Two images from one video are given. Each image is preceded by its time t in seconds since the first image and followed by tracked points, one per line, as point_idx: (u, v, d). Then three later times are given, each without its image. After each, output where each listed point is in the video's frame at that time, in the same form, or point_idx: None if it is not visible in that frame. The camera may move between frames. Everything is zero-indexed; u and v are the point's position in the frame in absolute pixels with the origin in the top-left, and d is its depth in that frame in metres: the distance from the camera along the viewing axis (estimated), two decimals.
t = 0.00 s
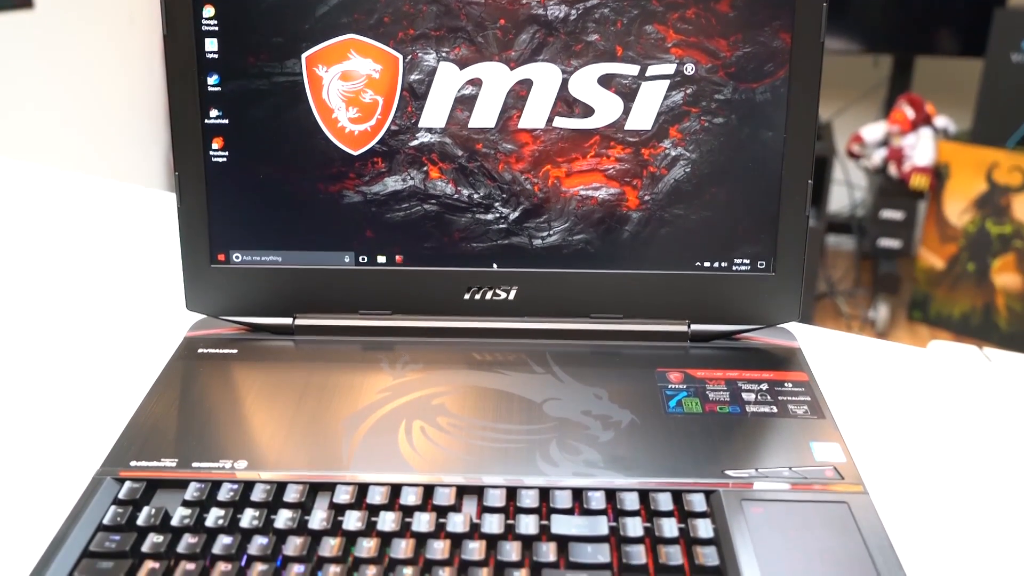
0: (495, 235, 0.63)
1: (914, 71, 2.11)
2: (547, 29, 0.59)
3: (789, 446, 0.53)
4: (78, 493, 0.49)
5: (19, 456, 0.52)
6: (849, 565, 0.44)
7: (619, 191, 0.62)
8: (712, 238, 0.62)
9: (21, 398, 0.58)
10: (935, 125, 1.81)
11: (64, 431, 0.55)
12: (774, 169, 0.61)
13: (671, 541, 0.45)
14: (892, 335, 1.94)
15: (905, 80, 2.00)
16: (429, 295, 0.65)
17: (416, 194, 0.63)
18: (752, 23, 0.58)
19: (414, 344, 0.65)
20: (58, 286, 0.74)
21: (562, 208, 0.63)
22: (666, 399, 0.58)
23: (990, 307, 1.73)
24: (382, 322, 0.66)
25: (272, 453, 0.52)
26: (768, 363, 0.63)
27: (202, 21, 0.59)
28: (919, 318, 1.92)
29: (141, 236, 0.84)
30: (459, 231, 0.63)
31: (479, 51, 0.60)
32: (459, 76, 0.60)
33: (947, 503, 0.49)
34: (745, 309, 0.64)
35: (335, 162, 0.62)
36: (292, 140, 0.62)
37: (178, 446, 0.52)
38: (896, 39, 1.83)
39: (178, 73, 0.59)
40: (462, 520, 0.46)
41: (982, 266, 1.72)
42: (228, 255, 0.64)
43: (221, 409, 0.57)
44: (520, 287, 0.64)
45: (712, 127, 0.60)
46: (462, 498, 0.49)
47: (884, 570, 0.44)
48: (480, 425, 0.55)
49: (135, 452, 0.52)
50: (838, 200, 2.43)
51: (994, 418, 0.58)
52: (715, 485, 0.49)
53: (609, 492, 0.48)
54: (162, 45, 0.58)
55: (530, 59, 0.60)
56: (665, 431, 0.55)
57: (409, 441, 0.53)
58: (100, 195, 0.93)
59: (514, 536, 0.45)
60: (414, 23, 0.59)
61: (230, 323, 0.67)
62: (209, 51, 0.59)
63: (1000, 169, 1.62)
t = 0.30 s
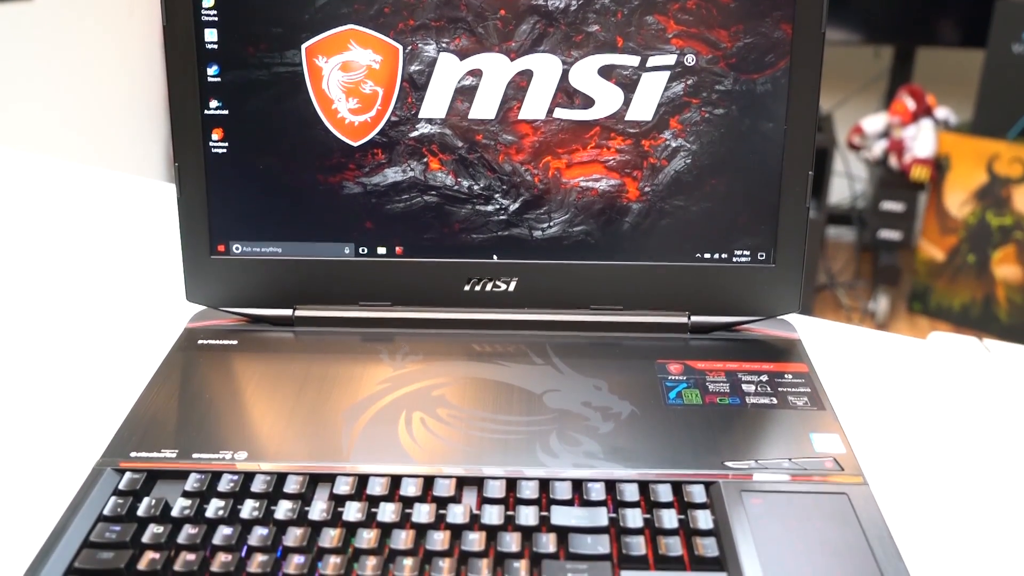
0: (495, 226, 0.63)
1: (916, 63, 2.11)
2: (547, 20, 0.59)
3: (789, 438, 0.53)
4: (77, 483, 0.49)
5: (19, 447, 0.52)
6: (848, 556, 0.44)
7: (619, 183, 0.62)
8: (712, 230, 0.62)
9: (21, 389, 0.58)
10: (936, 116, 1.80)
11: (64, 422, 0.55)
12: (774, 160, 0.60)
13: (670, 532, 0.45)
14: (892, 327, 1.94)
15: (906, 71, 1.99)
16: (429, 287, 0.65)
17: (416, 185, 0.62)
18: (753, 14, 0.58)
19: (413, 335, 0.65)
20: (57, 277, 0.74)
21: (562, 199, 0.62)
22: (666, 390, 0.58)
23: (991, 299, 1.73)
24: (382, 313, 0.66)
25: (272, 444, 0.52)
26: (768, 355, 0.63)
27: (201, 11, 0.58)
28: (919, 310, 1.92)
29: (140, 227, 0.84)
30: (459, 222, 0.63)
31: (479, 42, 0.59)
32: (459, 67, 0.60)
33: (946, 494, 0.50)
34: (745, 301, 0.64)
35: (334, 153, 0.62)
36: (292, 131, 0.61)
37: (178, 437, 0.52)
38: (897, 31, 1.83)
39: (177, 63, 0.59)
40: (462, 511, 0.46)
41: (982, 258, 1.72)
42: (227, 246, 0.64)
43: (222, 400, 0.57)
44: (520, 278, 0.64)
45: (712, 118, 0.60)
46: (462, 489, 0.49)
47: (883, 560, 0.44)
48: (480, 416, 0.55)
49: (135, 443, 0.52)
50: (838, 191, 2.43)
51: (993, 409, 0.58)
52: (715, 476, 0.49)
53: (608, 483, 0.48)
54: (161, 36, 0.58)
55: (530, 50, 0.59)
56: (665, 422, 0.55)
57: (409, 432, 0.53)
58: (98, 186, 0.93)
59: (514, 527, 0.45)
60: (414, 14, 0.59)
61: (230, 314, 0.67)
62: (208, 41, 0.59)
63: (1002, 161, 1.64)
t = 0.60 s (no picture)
0: (495, 220, 0.63)
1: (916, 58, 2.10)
2: (547, 13, 0.59)
3: (788, 432, 0.53)
4: (77, 477, 0.49)
5: (19, 441, 0.52)
6: (848, 550, 0.44)
7: (620, 177, 0.62)
8: (712, 224, 0.62)
9: (21, 383, 0.58)
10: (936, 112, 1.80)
11: (63, 416, 0.55)
12: (775, 154, 0.60)
13: (670, 526, 0.45)
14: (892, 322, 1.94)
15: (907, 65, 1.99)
16: (429, 281, 0.65)
17: (416, 179, 0.62)
18: (754, 7, 0.57)
19: (413, 330, 0.65)
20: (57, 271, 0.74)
21: (562, 193, 0.62)
22: (666, 385, 0.58)
23: (991, 294, 1.72)
24: (382, 307, 0.66)
25: (272, 438, 0.52)
26: (768, 349, 0.63)
27: (200, 4, 0.58)
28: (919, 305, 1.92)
29: (140, 220, 0.84)
30: (459, 216, 0.63)
31: (479, 35, 0.59)
32: (459, 60, 0.60)
33: (945, 490, 0.50)
34: (745, 295, 0.64)
35: (334, 146, 0.62)
36: (292, 125, 0.61)
37: (177, 430, 0.52)
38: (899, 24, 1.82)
39: (176, 56, 0.59)
40: (462, 505, 0.46)
41: (982, 254, 1.71)
42: (227, 240, 0.64)
43: (221, 394, 0.57)
44: (520, 272, 0.64)
45: (713, 112, 0.60)
46: (462, 483, 0.49)
47: (883, 554, 0.44)
48: (480, 410, 0.55)
49: (135, 437, 0.52)
50: (839, 186, 2.43)
51: (993, 405, 0.58)
52: (715, 470, 0.49)
53: (608, 477, 0.48)
54: (161, 29, 0.58)
55: (530, 44, 0.59)
56: (665, 417, 0.55)
57: (409, 426, 0.53)
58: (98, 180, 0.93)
59: (514, 521, 0.45)
60: (414, 7, 0.59)
61: (230, 308, 0.67)
62: (208, 34, 0.59)
63: (1003, 157, 1.62)
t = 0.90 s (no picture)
0: (496, 211, 0.63)
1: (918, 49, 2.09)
2: (548, 3, 0.58)
3: (789, 423, 0.53)
4: (78, 467, 0.49)
5: (20, 431, 0.52)
6: (848, 540, 0.44)
7: (621, 167, 0.62)
8: (714, 215, 0.62)
9: (21, 373, 0.58)
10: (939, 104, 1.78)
11: (63, 406, 0.55)
12: (777, 145, 0.60)
13: (671, 517, 0.45)
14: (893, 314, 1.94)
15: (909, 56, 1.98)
16: (430, 271, 0.65)
17: (416, 170, 0.62)
18: None
19: (414, 320, 0.65)
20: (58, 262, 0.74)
21: (563, 184, 0.62)
22: (667, 376, 0.58)
23: (992, 286, 1.72)
24: (383, 298, 0.66)
25: (273, 428, 0.52)
26: (768, 340, 0.63)
27: None
28: (920, 298, 1.91)
29: (140, 211, 0.84)
30: (460, 207, 0.63)
31: (480, 25, 0.59)
32: (460, 51, 0.59)
33: (945, 481, 0.50)
34: (746, 286, 0.64)
35: (335, 137, 0.62)
36: (292, 115, 0.61)
37: (178, 421, 0.53)
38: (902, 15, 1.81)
39: (176, 46, 0.59)
40: (462, 496, 0.46)
41: (982, 246, 1.71)
42: (228, 231, 0.64)
43: (222, 384, 0.57)
44: (521, 263, 0.64)
45: (714, 102, 0.60)
46: (462, 473, 0.49)
47: (883, 544, 0.44)
48: (481, 401, 0.55)
49: (136, 428, 0.52)
50: (840, 178, 2.42)
51: (993, 397, 0.58)
52: (715, 461, 0.49)
53: (608, 468, 0.48)
54: (161, 18, 0.58)
55: (532, 34, 0.59)
56: (665, 408, 0.55)
57: (410, 417, 0.53)
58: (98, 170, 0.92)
59: (514, 511, 0.45)
60: None
61: (230, 298, 0.67)
62: (208, 24, 0.59)
63: (1004, 149, 1.61)
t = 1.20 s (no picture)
0: (497, 202, 0.63)
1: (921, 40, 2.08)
2: None
3: (790, 415, 0.53)
4: (79, 458, 0.49)
5: (22, 422, 0.52)
6: (849, 532, 0.44)
7: (622, 159, 0.61)
8: (716, 207, 0.62)
9: (22, 364, 0.58)
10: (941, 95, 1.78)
11: (64, 397, 0.55)
12: (779, 136, 0.60)
13: (672, 508, 0.45)
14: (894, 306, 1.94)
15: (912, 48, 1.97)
16: (432, 263, 0.64)
17: (418, 161, 0.62)
18: None
19: (415, 311, 0.65)
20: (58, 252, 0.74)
21: (565, 175, 0.62)
22: (668, 367, 0.58)
23: (993, 279, 1.72)
24: (384, 289, 0.65)
25: (274, 419, 0.52)
26: (770, 332, 0.63)
27: None
28: (922, 290, 1.91)
29: (140, 201, 0.83)
30: (461, 198, 0.63)
31: (482, 15, 0.59)
32: (462, 41, 0.59)
33: (946, 473, 0.50)
34: (748, 278, 0.63)
35: (336, 128, 0.61)
36: (293, 106, 0.61)
37: (180, 411, 0.53)
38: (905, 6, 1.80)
39: (178, 36, 0.58)
40: (463, 487, 0.46)
41: (984, 238, 1.70)
42: (229, 221, 0.64)
43: (224, 375, 0.57)
44: (522, 255, 0.64)
45: (717, 93, 0.59)
46: (463, 464, 0.49)
47: (883, 536, 0.44)
48: (482, 392, 0.55)
49: (137, 418, 0.52)
50: (842, 170, 2.42)
51: (994, 389, 0.58)
52: (716, 452, 0.49)
53: (609, 459, 0.48)
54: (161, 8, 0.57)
55: (534, 24, 0.59)
56: (667, 399, 0.55)
57: (411, 408, 0.53)
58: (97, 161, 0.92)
59: (515, 502, 0.45)
60: None
61: (231, 289, 0.67)
62: (209, 14, 0.58)
63: (1006, 141, 1.61)
